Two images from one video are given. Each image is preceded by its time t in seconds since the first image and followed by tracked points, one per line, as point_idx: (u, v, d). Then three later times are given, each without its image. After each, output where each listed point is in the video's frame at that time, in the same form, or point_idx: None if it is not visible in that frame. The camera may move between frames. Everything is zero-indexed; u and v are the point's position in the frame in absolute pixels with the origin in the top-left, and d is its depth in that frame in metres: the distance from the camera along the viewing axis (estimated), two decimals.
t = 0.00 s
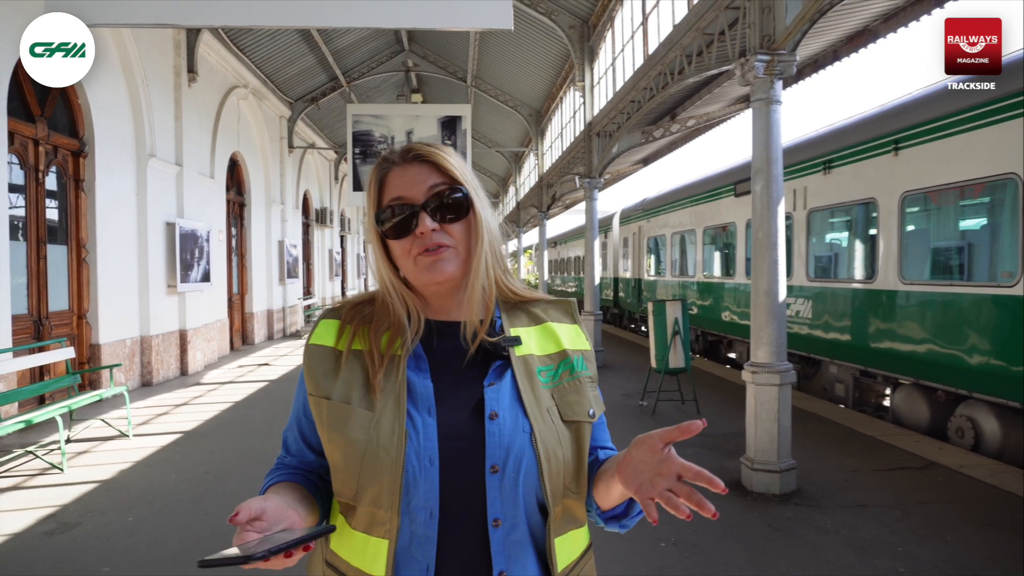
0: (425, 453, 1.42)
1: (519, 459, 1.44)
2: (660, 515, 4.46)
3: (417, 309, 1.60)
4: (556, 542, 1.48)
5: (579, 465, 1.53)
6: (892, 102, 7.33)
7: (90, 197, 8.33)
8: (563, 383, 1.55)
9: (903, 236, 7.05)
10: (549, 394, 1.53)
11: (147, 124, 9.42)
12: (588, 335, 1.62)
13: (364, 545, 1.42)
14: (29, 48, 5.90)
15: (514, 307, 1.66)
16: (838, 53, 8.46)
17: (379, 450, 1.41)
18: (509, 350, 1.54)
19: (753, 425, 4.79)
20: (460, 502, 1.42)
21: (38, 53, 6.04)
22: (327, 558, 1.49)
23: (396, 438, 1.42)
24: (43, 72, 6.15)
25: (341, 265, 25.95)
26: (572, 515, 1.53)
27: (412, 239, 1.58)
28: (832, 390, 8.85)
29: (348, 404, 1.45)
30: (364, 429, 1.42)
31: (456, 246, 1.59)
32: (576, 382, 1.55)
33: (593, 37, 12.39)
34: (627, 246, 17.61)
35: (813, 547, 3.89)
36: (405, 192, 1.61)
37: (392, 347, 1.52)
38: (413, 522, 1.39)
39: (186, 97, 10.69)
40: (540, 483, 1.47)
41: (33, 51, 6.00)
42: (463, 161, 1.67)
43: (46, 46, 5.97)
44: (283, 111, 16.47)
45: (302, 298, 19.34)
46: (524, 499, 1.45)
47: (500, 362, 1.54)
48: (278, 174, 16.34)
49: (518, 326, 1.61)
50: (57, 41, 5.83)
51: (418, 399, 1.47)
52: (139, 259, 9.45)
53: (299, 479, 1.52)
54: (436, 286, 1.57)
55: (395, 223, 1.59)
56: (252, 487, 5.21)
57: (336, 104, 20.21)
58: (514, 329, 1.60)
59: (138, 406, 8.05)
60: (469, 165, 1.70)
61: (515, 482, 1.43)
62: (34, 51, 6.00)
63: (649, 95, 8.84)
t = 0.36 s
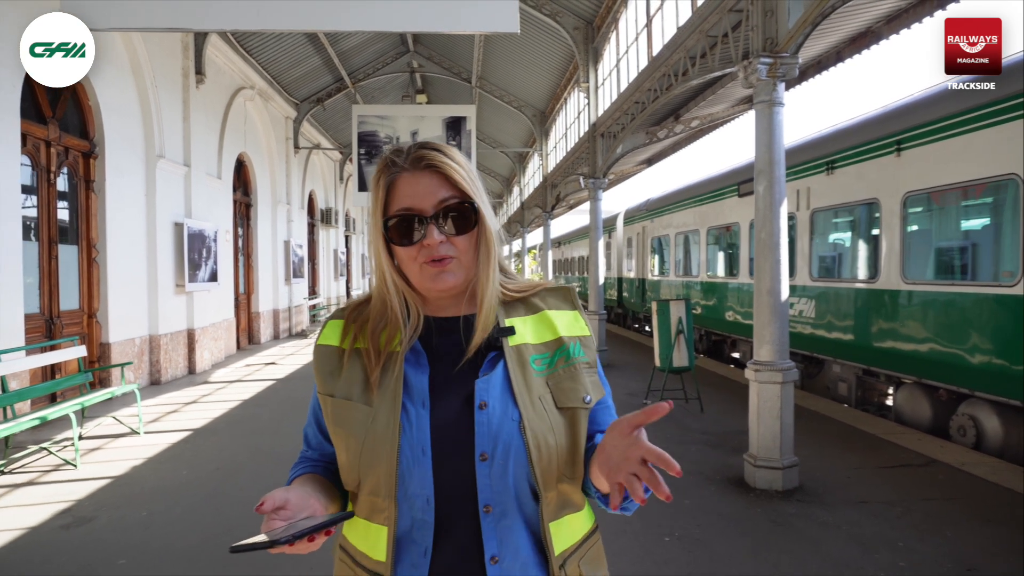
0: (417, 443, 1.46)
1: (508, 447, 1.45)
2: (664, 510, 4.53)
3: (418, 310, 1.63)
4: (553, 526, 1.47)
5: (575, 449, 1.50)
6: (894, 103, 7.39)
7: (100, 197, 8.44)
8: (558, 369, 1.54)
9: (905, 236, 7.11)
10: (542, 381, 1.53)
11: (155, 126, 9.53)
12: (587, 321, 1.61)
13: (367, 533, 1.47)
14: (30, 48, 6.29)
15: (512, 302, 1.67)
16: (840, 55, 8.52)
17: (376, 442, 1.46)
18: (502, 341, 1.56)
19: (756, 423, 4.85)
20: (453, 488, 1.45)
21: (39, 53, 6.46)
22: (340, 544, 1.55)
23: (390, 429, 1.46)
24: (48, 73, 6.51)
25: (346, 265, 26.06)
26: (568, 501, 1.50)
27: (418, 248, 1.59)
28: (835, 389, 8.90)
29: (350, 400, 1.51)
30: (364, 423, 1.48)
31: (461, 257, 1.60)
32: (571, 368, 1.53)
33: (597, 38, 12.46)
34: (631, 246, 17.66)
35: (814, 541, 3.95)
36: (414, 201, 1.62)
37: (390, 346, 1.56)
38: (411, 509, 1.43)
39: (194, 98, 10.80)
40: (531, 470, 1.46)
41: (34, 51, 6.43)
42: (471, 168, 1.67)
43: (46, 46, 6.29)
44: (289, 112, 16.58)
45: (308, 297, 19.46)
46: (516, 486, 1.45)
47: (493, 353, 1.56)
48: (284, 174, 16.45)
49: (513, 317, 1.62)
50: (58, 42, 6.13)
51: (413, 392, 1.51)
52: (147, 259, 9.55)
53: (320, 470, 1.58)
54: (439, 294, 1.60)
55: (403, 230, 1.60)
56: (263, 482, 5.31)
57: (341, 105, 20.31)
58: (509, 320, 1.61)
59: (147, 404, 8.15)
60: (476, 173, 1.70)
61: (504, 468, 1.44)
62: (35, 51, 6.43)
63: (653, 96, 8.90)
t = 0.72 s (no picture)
0: (424, 431, 1.48)
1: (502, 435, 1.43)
2: (665, 504, 4.63)
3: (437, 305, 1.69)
4: (543, 516, 1.43)
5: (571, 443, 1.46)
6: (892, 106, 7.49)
7: (109, 198, 8.56)
8: (563, 366, 1.48)
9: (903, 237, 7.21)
10: (546, 376, 1.48)
11: (162, 128, 9.66)
12: (599, 318, 1.52)
13: (381, 511, 1.52)
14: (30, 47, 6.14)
15: (528, 299, 1.63)
16: (839, 57, 8.62)
17: (389, 427, 1.51)
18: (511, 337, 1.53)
19: (755, 419, 4.95)
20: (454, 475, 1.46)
21: (37, 53, 6.56)
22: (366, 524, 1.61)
23: (401, 417, 1.51)
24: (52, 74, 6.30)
25: (348, 266, 26.22)
26: (559, 493, 1.45)
27: (437, 247, 1.64)
28: (834, 388, 9.00)
29: (371, 388, 1.58)
30: (380, 409, 1.54)
31: (478, 255, 1.64)
32: (575, 366, 1.47)
33: (598, 41, 12.59)
34: (632, 246, 17.79)
35: (810, 534, 4.06)
36: (433, 203, 1.66)
37: (409, 336, 1.61)
38: (415, 493, 1.47)
39: (200, 100, 10.92)
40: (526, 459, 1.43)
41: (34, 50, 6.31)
42: (491, 170, 1.70)
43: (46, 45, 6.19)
44: (292, 114, 16.70)
45: (310, 298, 19.60)
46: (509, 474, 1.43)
47: (502, 348, 1.56)
48: (287, 175, 16.59)
49: (526, 314, 1.58)
50: (58, 41, 6.29)
51: (425, 382, 1.54)
52: (154, 259, 9.68)
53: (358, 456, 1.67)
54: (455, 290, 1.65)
55: (423, 230, 1.66)
56: (272, 478, 5.42)
57: (344, 107, 20.46)
58: (520, 317, 1.57)
59: (155, 402, 8.27)
60: (495, 174, 1.72)
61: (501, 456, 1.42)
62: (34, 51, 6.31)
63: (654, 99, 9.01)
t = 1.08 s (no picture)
0: (437, 429, 1.56)
1: (515, 437, 1.51)
2: (663, 499, 4.73)
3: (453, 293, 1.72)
4: (553, 520, 1.50)
5: (584, 448, 1.52)
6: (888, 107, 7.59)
7: (113, 199, 8.66)
8: (579, 372, 1.55)
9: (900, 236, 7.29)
10: (560, 381, 1.55)
11: (166, 130, 9.75)
12: (615, 327, 1.59)
13: (391, 505, 1.61)
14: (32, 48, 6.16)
15: (545, 304, 1.67)
16: (837, 59, 8.71)
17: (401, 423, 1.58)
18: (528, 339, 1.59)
19: (751, 416, 5.04)
20: (464, 474, 1.54)
21: (39, 53, 6.36)
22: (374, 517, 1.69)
23: (414, 414, 1.59)
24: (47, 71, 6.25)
25: (348, 265, 26.31)
26: (572, 497, 1.52)
27: (461, 230, 1.70)
28: (831, 386, 9.11)
29: (386, 382, 1.65)
30: (393, 405, 1.62)
31: (498, 244, 1.69)
32: (590, 372, 1.53)
33: (598, 43, 12.69)
34: (632, 246, 17.88)
35: (804, 527, 4.16)
36: (465, 188, 1.74)
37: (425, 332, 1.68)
38: (425, 490, 1.54)
39: (203, 101, 11.01)
40: (536, 463, 1.51)
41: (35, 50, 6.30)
42: (524, 172, 1.78)
43: (48, 46, 6.20)
44: (294, 115, 16.79)
45: (312, 298, 19.69)
46: (520, 476, 1.51)
47: (518, 351, 1.62)
48: (288, 176, 16.68)
49: (543, 318, 1.64)
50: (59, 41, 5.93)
51: (440, 381, 1.61)
52: (158, 259, 9.77)
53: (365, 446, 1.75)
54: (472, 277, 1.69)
55: (448, 213, 1.72)
56: (276, 474, 5.51)
57: (345, 108, 20.54)
58: (538, 321, 1.63)
59: (160, 401, 8.37)
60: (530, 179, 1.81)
61: (511, 457, 1.50)
62: (36, 51, 6.30)
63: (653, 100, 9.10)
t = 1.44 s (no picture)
0: (460, 428, 1.54)
1: (546, 439, 1.53)
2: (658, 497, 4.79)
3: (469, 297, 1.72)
4: (583, 525, 1.53)
5: (614, 453, 1.58)
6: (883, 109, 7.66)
7: (114, 200, 8.72)
8: (604, 374, 1.63)
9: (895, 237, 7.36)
10: (587, 383, 1.61)
11: (167, 131, 9.81)
12: (636, 332, 1.70)
13: (405, 512, 1.55)
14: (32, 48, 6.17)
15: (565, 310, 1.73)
16: (832, 61, 8.76)
17: (419, 424, 1.54)
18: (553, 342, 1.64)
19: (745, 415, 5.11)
20: (488, 477, 1.53)
21: (39, 53, 6.35)
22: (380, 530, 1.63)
23: (435, 413, 1.55)
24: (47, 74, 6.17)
25: (348, 265, 26.38)
26: (602, 503, 1.57)
27: (488, 236, 1.68)
28: (826, 385, 9.17)
29: (400, 381, 1.59)
30: (410, 405, 1.56)
31: (522, 260, 1.67)
32: (616, 374, 1.62)
33: (596, 44, 12.76)
34: (630, 245, 17.95)
35: (797, 524, 4.23)
36: (502, 194, 1.71)
37: (442, 329, 1.65)
38: (446, 494, 1.51)
39: (203, 102, 11.06)
40: (568, 467, 1.54)
41: (35, 50, 6.30)
42: (564, 190, 1.74)
43: (47, 46, 6.21)
44: (293, 115, 16.86)
45: (311, 297, 19.75)
46: (550, 480, 1.52)
47: (541, 352, 1.63)
48: (288, 176, 16.74)
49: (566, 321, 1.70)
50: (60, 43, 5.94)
51: (459, 379, 1.59)
52: (159, 259, 9.82)
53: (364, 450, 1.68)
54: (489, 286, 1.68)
55: (479, 214, 1.70)
56: (278, 473, 5.57)
57: (344, 108, 20.58)
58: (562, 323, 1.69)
59: (161, 400, 8.42)
60: (572, 191, 1.77)
61: (542, 460, 1.52)
62: (36, 51, 6.30)
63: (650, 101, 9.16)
